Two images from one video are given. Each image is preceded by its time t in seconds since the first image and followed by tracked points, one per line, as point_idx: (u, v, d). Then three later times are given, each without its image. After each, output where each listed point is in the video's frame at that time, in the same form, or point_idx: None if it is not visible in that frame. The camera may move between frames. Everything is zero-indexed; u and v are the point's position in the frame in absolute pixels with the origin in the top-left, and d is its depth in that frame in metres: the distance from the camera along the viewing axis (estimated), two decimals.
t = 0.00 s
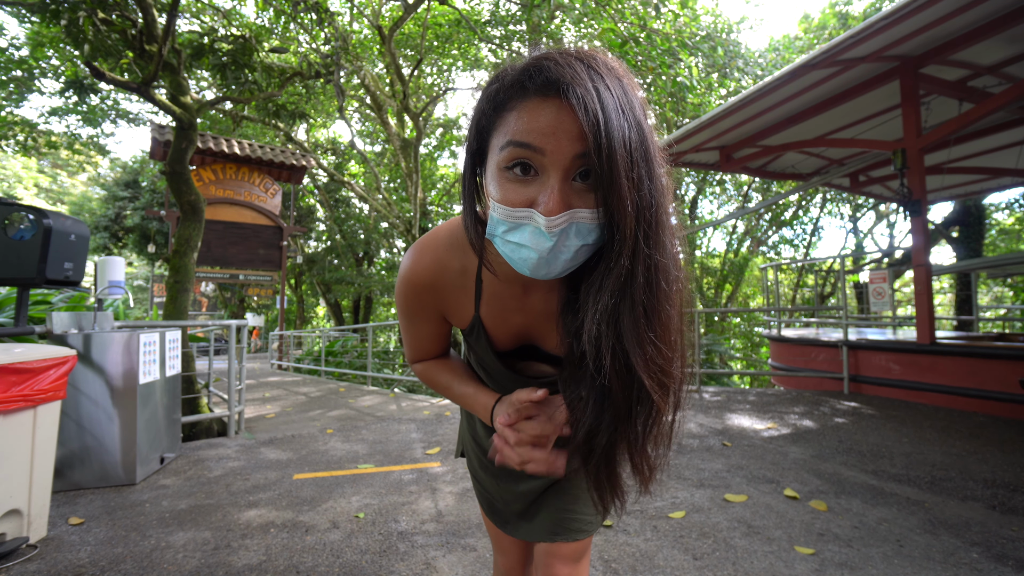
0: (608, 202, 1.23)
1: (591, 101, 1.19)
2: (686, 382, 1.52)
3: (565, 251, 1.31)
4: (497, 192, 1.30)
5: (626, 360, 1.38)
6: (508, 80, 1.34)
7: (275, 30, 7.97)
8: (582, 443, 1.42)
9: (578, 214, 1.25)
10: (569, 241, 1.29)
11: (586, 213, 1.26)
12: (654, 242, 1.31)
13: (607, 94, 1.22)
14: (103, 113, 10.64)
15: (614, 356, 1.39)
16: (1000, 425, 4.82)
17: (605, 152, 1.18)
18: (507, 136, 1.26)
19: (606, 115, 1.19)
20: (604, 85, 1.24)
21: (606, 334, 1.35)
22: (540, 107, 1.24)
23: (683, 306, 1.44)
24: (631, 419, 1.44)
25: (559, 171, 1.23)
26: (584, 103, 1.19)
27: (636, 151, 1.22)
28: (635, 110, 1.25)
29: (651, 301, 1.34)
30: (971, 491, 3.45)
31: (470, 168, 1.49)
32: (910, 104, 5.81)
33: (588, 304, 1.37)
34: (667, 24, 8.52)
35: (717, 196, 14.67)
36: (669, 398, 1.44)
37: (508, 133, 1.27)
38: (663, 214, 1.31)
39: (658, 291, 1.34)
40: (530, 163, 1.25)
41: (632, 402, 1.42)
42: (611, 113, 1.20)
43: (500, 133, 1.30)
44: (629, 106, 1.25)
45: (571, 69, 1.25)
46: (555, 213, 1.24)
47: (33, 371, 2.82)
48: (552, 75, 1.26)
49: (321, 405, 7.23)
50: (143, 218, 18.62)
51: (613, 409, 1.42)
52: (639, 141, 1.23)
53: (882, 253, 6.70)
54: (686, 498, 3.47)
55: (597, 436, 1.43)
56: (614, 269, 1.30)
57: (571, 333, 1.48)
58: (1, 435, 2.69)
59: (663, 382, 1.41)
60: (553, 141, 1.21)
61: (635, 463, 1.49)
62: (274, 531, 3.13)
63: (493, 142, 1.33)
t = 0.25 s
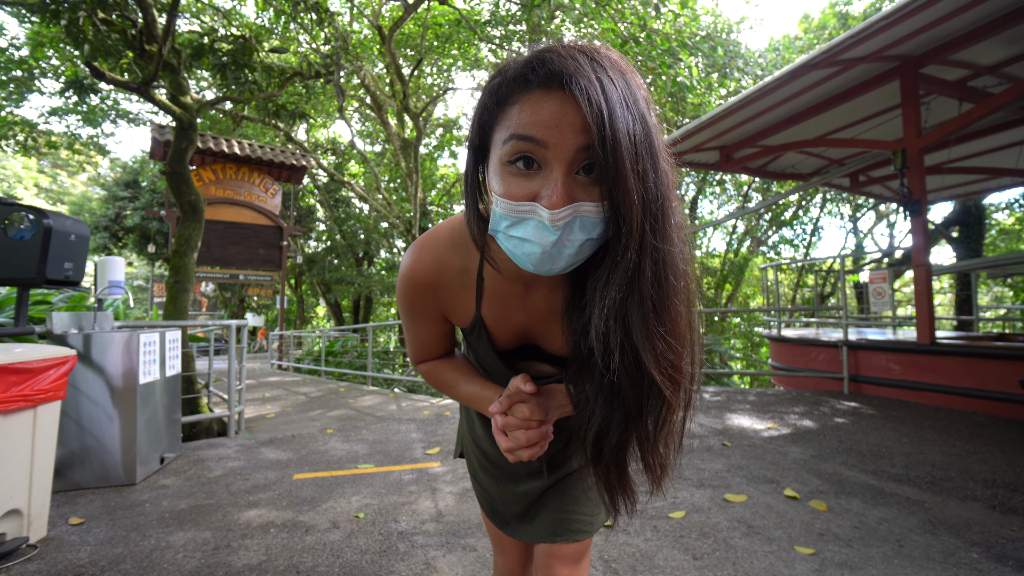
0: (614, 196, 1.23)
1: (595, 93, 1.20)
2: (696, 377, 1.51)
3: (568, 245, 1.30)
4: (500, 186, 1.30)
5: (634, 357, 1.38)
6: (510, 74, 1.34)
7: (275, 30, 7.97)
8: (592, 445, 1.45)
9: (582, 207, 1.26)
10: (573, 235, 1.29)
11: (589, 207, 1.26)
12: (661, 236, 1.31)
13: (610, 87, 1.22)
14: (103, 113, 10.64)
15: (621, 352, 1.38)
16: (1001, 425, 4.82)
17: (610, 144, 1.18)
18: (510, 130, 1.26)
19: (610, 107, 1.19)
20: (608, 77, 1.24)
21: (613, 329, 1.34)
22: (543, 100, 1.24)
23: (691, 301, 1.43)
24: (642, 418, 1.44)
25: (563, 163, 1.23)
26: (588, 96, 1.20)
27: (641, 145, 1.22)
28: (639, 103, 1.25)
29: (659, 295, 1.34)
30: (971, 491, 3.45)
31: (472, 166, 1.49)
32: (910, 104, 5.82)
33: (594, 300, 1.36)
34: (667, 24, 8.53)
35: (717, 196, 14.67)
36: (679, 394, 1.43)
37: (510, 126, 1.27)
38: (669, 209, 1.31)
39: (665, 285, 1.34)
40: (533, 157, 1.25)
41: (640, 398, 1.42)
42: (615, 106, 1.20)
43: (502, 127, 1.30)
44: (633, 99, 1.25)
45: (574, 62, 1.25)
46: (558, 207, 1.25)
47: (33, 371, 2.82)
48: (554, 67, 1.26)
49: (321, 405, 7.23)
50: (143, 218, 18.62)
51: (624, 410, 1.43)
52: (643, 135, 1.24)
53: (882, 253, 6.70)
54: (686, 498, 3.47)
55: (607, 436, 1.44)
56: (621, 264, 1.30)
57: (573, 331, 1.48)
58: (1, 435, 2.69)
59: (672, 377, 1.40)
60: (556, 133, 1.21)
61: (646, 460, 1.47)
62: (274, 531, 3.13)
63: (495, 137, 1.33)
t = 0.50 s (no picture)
0: (615, 208, 1.23)
1: (595, 103, 1.19)
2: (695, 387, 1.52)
3: (570, 257, 1.30)
4: (500, 198, 1.30)
5: (634, 368, 1.38)
6: (511, 83, 1.34)
7: (275, 30, 7.97)
8: (588, 453, 1.44)
9: (583, 220, 1.26)
10: (573, 247, 1.30)
11: (590, 219, 1.26)
12: (662, 248, 1.31)
13: (612, 98, 1.22)
14: (103, 113, 10.64)
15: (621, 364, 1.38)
16: (1001, 425, 4.82)
17: (611, 156, 1.18)
18: (510, 141, 1.26)
19: (612, 118, 1.19)
20: (610, 88, 1.23)
21: (613, 340, 1.34)
22: (543, 111, 1.24)
23: (691, 311, 1.43)
24: (639, 431, 1.44)
25: (564, 175, 1.23)
26: (589, 107, 1.19)
27: (643, 157, 1.22)
28: (641, 114, 1.25)
29: (659, 307, 1.34)
30: (971, 491, 3.45)
31: (472, 173, 1.49)
32: (910, 104, 5.82)
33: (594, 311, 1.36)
34: (667, 24, 8.53)
35: (717, 196, 14.68)
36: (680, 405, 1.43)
37: (511, 137, 1.27)
38: (671, 220, 1.30)
39: (666, 297, 1.34)
40: (534, 168, 1.26)
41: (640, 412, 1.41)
42: (617, 118, 1.19)
43: (502, 137, 1.30)
44: (636, 109, 1.25)
45: (575, 72, 1.25)
46: (559, 219, 1.25)
47: (34, 371, 2.82)
48: (555, 78, 1.26)
49: (321, 405, 7.23)
50: (143, 219, 18.63)
51: (619, 418, 1.43)
52: (646, 146, 1.24)
53: (882, 253, 6.70)
54: (686, 498, 3.47)
55: (603, 445, 1.44)
56: (622, 277, 1.30)
57: (573, 340, 1.47)
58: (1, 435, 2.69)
59: (673, 389, 1.40)
60: (557, 146, 1.21)
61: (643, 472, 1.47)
62: (274, 531, 3.13)
63: (496, 146, 1.33)
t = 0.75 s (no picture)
0: (615, 203, 1.23)
1: (600, 97, 1.19)
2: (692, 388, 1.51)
3: (567, 252, 1.31)
4: (500, 189, 1.30)
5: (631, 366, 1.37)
6: (517, 74, 1.33)
7: (275, 30, 7.98)
8: (582, 451, 1.41)
9: (582, 214, 1.26)
10: (572, 241, 1.30)
11: (589, 213, 1.26)
12: (661, 246, 1.30)
13: (616, 92, 1.21)
14: (103, 113, 10.64)
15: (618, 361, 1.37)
16: (1001, 425, 4.82)
17: (613, 150, 1.18)
18: (512, 132, 1.26)
19: (615, 113, 1.19)
20: (615, 83, 1.23)
21: (611, 336, 1.34)
22: (547, 103, 1.23)
23: (689, 310, 1.43)
24: (634, 430, 1.43)
25: (564, 169, 1.23)
26: (593, 101, 1.19)
27: (645, 153, 1.22)
28: (645, 110, 1.24)
29: (656, 305, 1.33)
30: (971, 491, 3.45)
31: (474, 165, 1.48)
32: (910, 104, 5.82)
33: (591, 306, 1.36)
34: (667, 24, 8.52)
35: (717, 196, 14.68)
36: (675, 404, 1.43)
37: (514, 128, 1.26)
38: (671, 217, 1.30)
39: (663, 294, 1.33)
40: (535, 160, 1.26)
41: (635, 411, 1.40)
42: (621, 112, 1.19)
43: (506, 128, 1.30)
44: (640, 105, 1.24)
45: (581, 65, 1.25)
46: (559, 212, 1.25)
47: (33, 371, 2.82)
48: (561, 70, 1.26)
49: (321, 405, 7.23)
50: (143, 218, 18.63)
51: (614, 415, 1.41)
52: (648, 142, 1.23)
53: (882, 253, 6.70)
54: (686, 498, 3.47)
55: (596, 442, 1.42)
56: (620, 273, 1.29)
57: (570, 336, 1.47)
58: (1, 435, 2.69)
59: (669, 388, 1.40)
60: (559, 138, 1.21)
61: (636, 472, 1.46)
62: (274, 531, 3.13)
63: (498, 138, 1.33)
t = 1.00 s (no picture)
0: (615, 203, 1.23)
1: (597, 98, 1.19)
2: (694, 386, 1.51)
3: (569, 253, 1.31)
4: (500, 190, 1.30)
5: (633, 365, 1.37)
6: (514, 76, 1.34)
7: (275, 30, 7.98)
8: (585, 450, 1.42)
9: (582, 214, 1.26)
10: (572, 242, 1.30)
11: (591, 214, 1.26)
12: (662, 245, 1.31)
13: (615, 92, 1.21)
14: (103, 113, 10.64)
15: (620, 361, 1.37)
16: (1001, 425, 4.82)
17: (612, 150, 1.18)
18: (511, 134, 1.26)
19: (614, 112, 1.19)
20: (612, 83, 1.23)
21: (612, 336, 1.34)
22: (546, 104, 1.23)
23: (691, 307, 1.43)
24: (637, 429, 1.43)
25: (564, 170, 1.23)
26: (591, 101, 1.19)
27: (645, 152, 1.22)
28: (643, 109, 1.24)
29: (659, 304, 1.33)
30: (971, 491, 3.45)
31: (474, 166, 1.48)
32: (910, 104, 5.82)
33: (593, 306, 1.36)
34: (667, 24, 8.52)
35: (717, 196, 14.68)
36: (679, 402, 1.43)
37: (513, 130, 1.26)
38: (671, 216, 1.30)
39: (665, 293, 1.33)
40: (534, 162, 1.26)
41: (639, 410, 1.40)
42: (619, 112, 1.19)
43: (504, 130, 1.30)
44: (638, 104, 1.24)
45: (578, 66, 1.25)
46: (559, 213, 1.25)
47: (33, 371, 2.82)
48: (559, 72, 1.26)
49: (321, 405, 7.23)
50: (143, 218, 18.63)
51: (618, 415, 1.41)
52: (648, 141, 1.23)
53: (882, 253, 6.70)
54: (686, 499, 3.47)
55: (599, 442, 1.42)
56: (621, 272, 1.29)
57: (572, 335, 1.48)
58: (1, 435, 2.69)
59: (672, 386, 1.40)
60: (558, 139, 1.21)
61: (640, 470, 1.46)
62: (274, 532, 3.13)
63: (497, 140, 1.33)
